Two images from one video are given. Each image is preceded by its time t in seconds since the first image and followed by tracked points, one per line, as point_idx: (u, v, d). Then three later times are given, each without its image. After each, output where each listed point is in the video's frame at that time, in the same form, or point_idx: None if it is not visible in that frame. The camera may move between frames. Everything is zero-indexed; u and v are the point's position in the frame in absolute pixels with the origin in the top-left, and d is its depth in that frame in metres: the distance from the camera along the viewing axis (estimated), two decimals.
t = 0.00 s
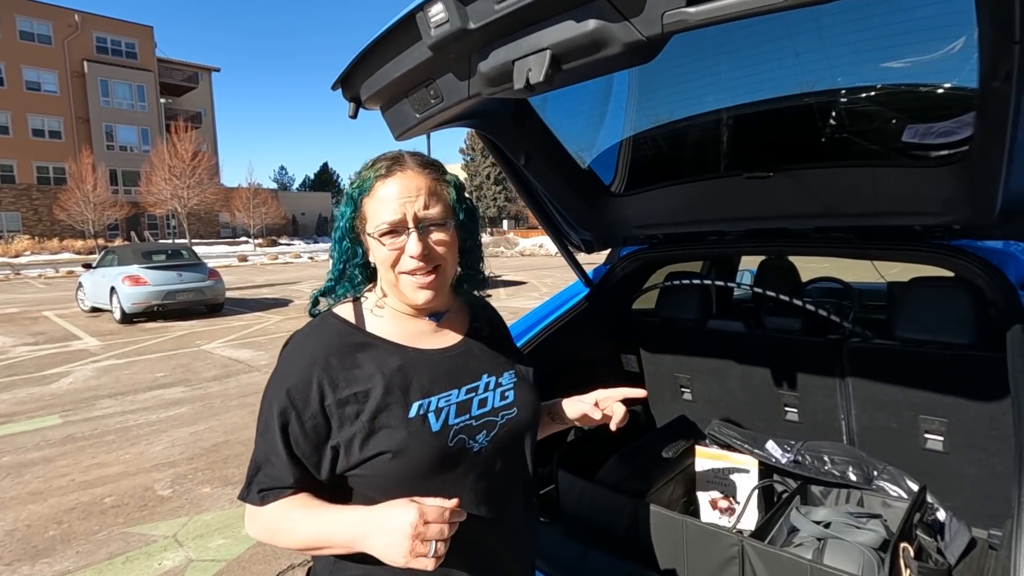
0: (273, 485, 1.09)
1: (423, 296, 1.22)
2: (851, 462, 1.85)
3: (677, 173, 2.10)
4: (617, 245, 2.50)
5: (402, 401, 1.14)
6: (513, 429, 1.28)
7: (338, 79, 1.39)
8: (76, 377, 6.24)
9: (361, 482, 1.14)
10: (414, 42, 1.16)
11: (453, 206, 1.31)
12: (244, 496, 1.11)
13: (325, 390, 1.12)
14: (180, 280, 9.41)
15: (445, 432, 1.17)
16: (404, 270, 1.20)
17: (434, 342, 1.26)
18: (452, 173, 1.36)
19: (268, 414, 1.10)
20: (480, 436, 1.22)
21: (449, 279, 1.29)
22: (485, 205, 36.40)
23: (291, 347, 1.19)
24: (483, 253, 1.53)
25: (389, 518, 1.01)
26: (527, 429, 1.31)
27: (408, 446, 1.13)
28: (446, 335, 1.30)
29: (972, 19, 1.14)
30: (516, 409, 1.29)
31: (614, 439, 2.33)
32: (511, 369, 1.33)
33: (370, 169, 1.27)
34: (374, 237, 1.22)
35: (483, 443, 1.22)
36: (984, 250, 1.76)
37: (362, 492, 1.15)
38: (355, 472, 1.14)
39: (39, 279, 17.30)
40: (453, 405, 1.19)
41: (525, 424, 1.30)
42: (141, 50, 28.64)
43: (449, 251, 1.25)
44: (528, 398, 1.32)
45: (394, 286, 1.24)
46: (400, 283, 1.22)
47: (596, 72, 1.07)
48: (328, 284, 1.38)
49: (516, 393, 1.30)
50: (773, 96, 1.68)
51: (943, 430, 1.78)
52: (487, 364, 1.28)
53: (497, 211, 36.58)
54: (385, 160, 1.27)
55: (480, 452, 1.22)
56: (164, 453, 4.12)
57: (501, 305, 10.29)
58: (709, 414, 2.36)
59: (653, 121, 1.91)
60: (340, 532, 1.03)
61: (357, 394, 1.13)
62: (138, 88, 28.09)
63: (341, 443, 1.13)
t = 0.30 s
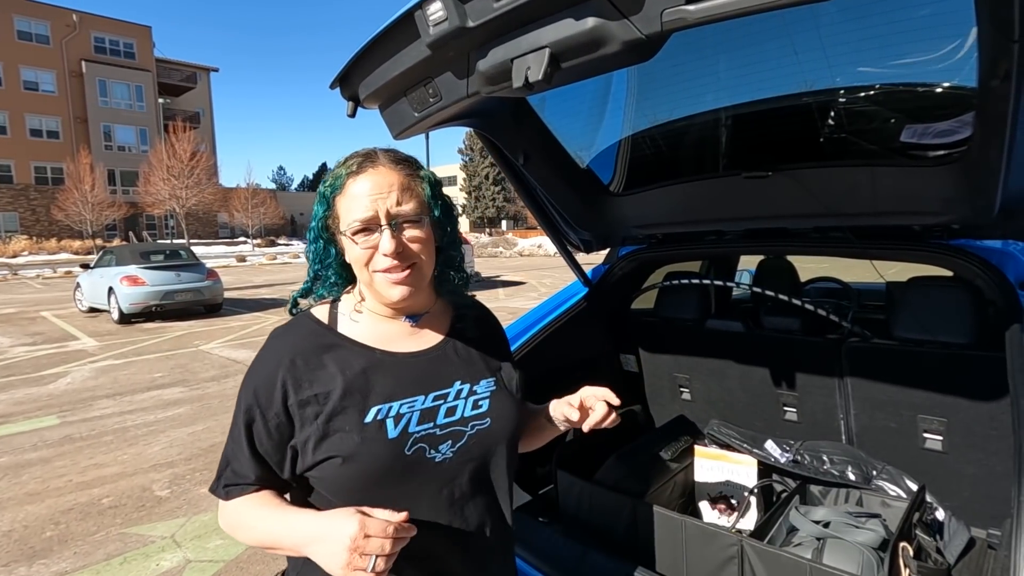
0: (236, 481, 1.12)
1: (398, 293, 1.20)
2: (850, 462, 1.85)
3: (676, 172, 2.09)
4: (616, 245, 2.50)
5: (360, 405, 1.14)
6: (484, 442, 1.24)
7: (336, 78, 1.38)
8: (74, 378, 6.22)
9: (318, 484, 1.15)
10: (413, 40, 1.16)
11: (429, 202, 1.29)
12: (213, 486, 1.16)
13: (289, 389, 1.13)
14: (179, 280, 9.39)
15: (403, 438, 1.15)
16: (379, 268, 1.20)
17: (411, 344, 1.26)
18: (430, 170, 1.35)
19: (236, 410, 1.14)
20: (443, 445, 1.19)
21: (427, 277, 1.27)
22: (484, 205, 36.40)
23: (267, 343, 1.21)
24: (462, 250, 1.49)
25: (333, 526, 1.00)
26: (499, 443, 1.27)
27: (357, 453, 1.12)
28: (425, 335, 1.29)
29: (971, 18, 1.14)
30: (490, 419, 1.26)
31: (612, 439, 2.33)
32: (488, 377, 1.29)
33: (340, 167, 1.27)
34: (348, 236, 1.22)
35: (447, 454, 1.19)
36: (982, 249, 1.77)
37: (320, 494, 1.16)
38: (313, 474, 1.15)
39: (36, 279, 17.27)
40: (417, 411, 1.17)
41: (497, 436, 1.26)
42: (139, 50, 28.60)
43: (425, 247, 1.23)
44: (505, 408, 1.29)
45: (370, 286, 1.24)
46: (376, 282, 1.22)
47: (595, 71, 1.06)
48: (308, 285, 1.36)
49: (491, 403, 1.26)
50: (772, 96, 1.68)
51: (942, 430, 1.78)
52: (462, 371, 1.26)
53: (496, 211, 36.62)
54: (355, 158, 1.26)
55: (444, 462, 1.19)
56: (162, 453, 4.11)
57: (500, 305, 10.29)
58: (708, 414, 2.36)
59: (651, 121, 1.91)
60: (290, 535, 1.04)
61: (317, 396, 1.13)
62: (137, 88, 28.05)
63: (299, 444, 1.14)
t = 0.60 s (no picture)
0: (202, 489, 1.11)
1: (367, 289, 1.21)
2: (847, 462, 1.86)
3: (674, 172, 2.09)
4: (613, 244, 2.50)
5: (330, 404, 1.14)
6: (459, 439, 1.24)
7: (333, 77, 1.38)
8: (72, 378, 6.20)
9: (290, 487, 1.15)
10: (409, 40, 1.16)
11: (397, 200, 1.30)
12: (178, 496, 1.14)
13: (257, 392, 1.13)
14: (177, 281, 9.37)
15: (376, 435, 1.16)
16: (347, 265, 1.20)
17: (381, 342, 1.26)
18: (399, 170, 1.35)
19: (202, 416, 1.13)
20: (417, 442, 1.20)
21: (399, 274, 1.28)
22: (484, 205, 36.42)
23: (235, 348, 1.21)
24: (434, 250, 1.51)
25: (297, 535, 1.01)
26: (476, 439, 1.26)
27: (329, 450, 1.12)
28: (397, 334, 1.29)
29: (968, 17, 1.14)
30: (465, 414, 1.26)
31: (610, 439, 2.33)
32: (462, 372, 1.29)
33: (307, 167, 1.29)
34: (316, 234, 1.23)
35: (421, 450, 1.20)
36: (979, 250, 1.74)
37: (291, 499, 1.15)
38: (284, 476, 1.15)
39: (34, 279, 17.23)
40: (390, 407, 1.17)
41: (473, 431, 1.26)
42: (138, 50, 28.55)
43: (394, 243, 1.24)
44: (480, 403, 1.28)
45: (340, 283, 1.24)
46: (345, 279, 1.22)
47: (592, 71, 1.06)
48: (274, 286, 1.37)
49: (465, 398, 1.27)
50: (769, 95, 1.68)
51: (939, 430, 1.78)
52: (435, 367, 1.26)
53: (496, 212, 36.69)
54: (323, 157, 1.28)
55: (418, 458, 1.20)
56: (159, 454, 4.10)
57: (500, 305, 10.28)
58: (705, 414, 2.36)
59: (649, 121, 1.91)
60: (254, 545, 1.04)
61: (286, 396, 1.13)
62: (135, 88, 28.00)
63: (269, 447, 1.13)
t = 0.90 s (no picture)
0: (188, 507, 1.08)
1: (352, 288, 1.20)
2: (846, 461, 1.86)
3: (673, 172, 2.09)
4: (612, 244, 2.50)
5: (320, 408, 1.13)
6: (449, 437, 1.26)
7: (332, 78, 1.38)
8: (70, 379, 6.19)
9: (280, 497, 1.13)
10: (408, 40, 1.16)
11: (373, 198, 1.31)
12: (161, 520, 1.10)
13: (241, 401, 1.11)
14: (176, 280, 9.36)
15: (369, 439, 1.16)
16: (331, 264, 1.20)
17: (366, 344, 1.26)
18: (372, 167, 1.36)
19: (184, 431, 1.10)
20: (410, 442, 1.21)
21: (381, 273, 1.28)
22: (482, 205, 36.42)
23: (213, 359, 1.19)
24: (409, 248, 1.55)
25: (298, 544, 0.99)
26: (466, 435, 1.28)
27: (322, 455, 1.12)
28: (382, 336, 1.29)
29: (967, 18, 1.14)
30: (455, 413, 1.27)
31: (610, 438, 2.34)
32: (449, 370, 1.31)
33: (282, 168, 1.29)
34: (295, 235, 1.21)
35: (414, 451, 1.21)
36: (977, 250, 1.74)
37: (281, 509, 1.14)
38: (273, 486, 1.13)
39: (32, 279, 17.20)
40: (380, 411, 1.18)
41: (463, 429, 1.28)
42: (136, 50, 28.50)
43: (376, 241, 1.24)
44: (468, 403, 1.30)
45: (321, 284, 1.23)
46: (329, 279, 1.21)
47: (592, 71, 1.06)
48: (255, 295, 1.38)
49: (455, 397, 1.28)
50: (768, 95, 1.68)
51: (937, 429, 1.79)
52: (420, 367, 1.26)
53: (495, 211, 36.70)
54: (298, 157, 1.28)
55: (411, 460, 1.21)
56: (158, 454, 4.09)
57: (499, 305, 10.28)
58: (705, 414, 2.36)
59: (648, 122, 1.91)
60: (249, 558, 1.02)
61: (273, 403, 1.12)
62: (133, 87, 27.94)
63: (258, 456, 1.12)
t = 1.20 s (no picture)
0: (190, 517, 1.05)
1: (368, 286, 1.23)
2: (845, 461, 1.86)
3: (672, 172, 2.09)
4: (610, 244, 2.50)
5: (324, 409, 1.12)
6: (452, 432, 1.27)
7: (329, 77, 1.37)
8: (67, 379, 6.18)
9: (285, 500, 1.12)
10: (407, 38, 1.15)
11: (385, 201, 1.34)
12: (160, 532, 1.06)
13: (241, 404, 1.09)
14: (173, 280, 9.34)
15: (375, 437, 1.16)
16: (351, 261, 1.21)
17: (364, 342, 1.26)
18: (382, 171, 1.38)
19: (179, 438, 1.07)
20: (414, 440, 1.21)
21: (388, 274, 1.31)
22: (481, 204, 36.41)
23: (204, 361, 1.16)
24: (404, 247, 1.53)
25: (327, 539, 0.97)
26: (466, 433, 1.30)
27: (331, 457, 1.11)
28: (379, 334, 1.29)
29: (966, 17, 1.14)
30: (457, 409, 1.29)
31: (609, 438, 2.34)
32: (449, 367, 1.32)
33: (299, 160, 1.27)
34: (314, 227, 1.20)
35: (419, 448, 1.21)
36: (976, 249, 1.74)
37: (286, 512, 1.13)
38: (279, 489, 1.12)
39: (29, 279, 17.16)
40: (384, 408, 1.18)
41: (463, 426, 1.29)
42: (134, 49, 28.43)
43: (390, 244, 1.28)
44: (470, 397, 1.32)
45: (331, 279, 1.22)
46: (343, 276, 1.22)
47: (590, 69, 1.06)
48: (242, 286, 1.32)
49: (456, 393, 1.30)
50: (767, 94, 1.67)
51: (936, 428, 1.79)
52: (422, 364, 1.28)
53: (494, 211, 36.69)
54: (319, 151, 1.28)
55: (416, 457, 1.21)
56: (156, 454, 4.09)
57: (497, 305, 10.27)
58: (704, 414, 2.36)
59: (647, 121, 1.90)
60: (272, 560, 1.00)
61: (274, 405, 1.10)
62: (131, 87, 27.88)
63: (261, 459, 1.10)
